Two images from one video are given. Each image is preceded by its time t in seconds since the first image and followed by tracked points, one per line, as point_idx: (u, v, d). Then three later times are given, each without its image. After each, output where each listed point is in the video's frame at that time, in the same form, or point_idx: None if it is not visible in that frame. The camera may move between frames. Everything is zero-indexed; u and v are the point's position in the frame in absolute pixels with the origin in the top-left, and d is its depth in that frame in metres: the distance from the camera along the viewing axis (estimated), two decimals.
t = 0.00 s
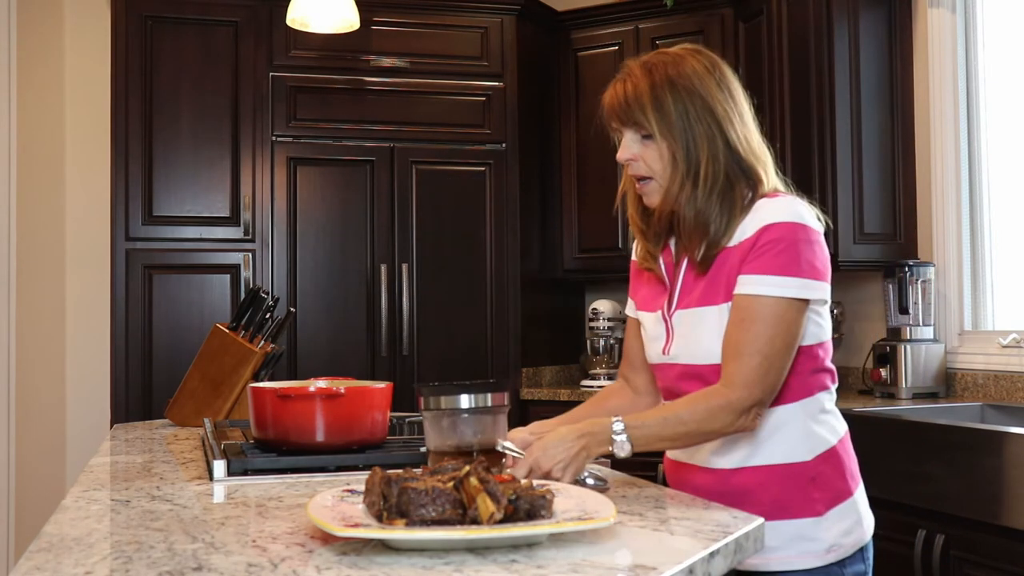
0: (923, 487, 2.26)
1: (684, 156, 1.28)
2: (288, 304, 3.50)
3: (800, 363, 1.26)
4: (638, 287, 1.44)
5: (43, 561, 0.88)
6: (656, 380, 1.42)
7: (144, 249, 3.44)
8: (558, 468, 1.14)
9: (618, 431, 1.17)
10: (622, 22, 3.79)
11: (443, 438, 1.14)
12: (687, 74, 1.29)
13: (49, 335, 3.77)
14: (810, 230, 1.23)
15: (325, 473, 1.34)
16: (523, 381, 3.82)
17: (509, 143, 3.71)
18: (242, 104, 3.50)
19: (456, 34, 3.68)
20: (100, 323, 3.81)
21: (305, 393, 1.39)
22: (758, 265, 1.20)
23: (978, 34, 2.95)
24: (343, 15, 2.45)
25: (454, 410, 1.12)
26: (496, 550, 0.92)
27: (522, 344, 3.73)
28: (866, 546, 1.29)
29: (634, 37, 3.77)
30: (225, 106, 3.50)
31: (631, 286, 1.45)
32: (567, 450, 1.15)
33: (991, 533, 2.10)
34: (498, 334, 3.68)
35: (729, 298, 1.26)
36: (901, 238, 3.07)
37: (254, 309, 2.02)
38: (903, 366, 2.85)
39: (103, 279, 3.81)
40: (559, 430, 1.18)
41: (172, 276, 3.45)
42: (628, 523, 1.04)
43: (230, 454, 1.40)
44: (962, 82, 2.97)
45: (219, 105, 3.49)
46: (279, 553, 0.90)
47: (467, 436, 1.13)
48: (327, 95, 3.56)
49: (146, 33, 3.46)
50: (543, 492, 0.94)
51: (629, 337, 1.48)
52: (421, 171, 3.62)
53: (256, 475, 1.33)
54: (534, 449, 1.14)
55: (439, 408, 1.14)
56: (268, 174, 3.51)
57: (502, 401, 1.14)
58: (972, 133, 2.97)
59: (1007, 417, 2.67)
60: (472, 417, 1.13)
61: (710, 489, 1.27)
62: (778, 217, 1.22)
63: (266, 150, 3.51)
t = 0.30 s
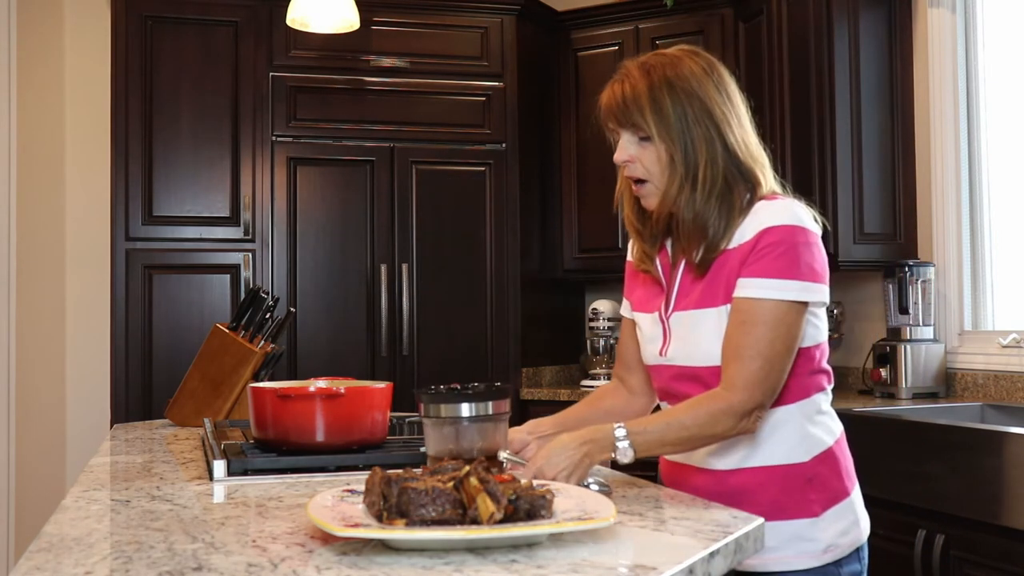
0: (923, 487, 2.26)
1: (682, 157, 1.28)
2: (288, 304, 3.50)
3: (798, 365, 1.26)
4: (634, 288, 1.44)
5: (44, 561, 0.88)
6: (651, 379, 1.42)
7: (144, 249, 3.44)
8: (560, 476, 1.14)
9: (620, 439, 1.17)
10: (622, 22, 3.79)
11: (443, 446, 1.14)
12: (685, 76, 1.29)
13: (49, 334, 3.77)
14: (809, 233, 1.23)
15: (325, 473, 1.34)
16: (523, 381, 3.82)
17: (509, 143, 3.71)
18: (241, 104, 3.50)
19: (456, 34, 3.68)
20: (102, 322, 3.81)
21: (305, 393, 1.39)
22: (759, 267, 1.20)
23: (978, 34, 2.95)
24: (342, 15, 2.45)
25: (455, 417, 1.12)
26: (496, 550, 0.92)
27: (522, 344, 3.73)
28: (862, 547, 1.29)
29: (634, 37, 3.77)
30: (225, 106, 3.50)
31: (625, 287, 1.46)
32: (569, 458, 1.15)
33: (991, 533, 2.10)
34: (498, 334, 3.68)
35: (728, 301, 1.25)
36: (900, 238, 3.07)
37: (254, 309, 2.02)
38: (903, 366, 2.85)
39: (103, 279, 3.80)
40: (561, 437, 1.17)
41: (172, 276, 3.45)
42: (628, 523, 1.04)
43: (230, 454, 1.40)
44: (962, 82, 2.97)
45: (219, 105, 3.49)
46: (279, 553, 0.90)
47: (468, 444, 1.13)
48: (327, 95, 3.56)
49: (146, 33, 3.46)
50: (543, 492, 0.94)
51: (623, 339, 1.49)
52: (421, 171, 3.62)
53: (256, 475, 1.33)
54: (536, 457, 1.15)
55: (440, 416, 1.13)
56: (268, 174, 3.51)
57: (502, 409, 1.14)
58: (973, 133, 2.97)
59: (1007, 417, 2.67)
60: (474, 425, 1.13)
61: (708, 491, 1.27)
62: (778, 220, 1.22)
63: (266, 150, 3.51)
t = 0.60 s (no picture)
0: (923, 487, 2.26)
1: (683, 159, 1.28)
2: (288, 304, 3.50)
3: (797, 366, 1.26)
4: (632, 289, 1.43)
5: (43, 561, 0.88)
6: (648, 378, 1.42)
7: (144, 249, 3.44)
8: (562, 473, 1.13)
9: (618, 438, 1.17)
10: (622, 22, 3.79)
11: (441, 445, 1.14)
12: (684, 77, 1.29)
13: (49, 334, 3.77)
14: (808, 234, 1.23)
15: (325, 473, 1.34)
16: (523, 382, 3.82)
17: (509, 143, 3.71)
18: (241, 104, 3.50)
19: (456, 34, 3.68)
20: (102, 321, 3.81)
21: (305, 393, 1.39)
22: (759, 269, 1.20)
23: (978, 34, 2.95)
24: (342, 15, 2.45)
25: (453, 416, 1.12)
26: (496, 550, 0.92)
27: (522, 344, 3.73)
28: (860, 547, 1.29)
29: (634, 37, 3.77)
30: (225, 105, 3.50)
31: (623, 286, 1.46)
32: (569, 456, 1.14)
33: (991, 533, 2.10)
34: (498, 333, 3.68)
35: (727, 302, 1.26)
36: (901, 238, 3.07)
37: (254, 309, 2.02)
38: (903, 366, 2.85)
39: (103, 278, 3.80)
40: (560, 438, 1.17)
41: (172, 276, 3.45)
42: (628, 523, 1.04)
43: (230, 454, 1.40)
44: (962, 82, 2.97)
45: (219, 105, 3.49)
46: (279, 553, 0.90)
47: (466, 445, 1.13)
48: (327, 95, 3.56)
49: (146, 33, 3.46)
50: (543, 492, 0.94)
51: (621, 339, 1.49)
52: (421, 171, 3.62)
53: (255, 475, 1.33)
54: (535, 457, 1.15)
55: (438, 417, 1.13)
56: (268, 173, 3.51)
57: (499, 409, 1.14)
58: (973, 134, 2.97)
59: (1007, 417, 2.67)
60: (472, 426, 1.13)
61: (708, 492, 1.27)
62: (778, 221, 1.22)
63: (266, 150, 3.51)
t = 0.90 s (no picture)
0: (922, 487, 2.26)
1: (686, 160, 1.28)
2: (288, 304, 3.50)
3: (797, 365, 1.26)
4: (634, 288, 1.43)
5: (43, 561, 0.88)
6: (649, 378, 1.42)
7: (144, 249, 3.44)
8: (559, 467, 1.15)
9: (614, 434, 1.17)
10: (622, 21, 3.79)
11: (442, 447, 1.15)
12: (685, 78, 1.29)
13: (49, 334, 3.77)
14: (810, 236, 1.23)
15: (325, 473, 1.34)
16: (523, 381, 3.82)
17: (509, 143, 3.71)
18: (241, 104, 3.50)
19: (456, 34, 3.68)
20: (102, 321, 3.81)
21: (305, 393, 1.39)
22: (759, 270, 1.20)
23: (978, 34, 2.95)
24: (342, 15, 2.45)
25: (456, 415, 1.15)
26: (496, 550, 0.92)
27: (522, 344, 3.73)
28: (860, 548, 1.29)
29: (634, 37, 3.77)
30: (225, 105, 3.50)
31: (625, 286, 1.46)
32: (566, 449, 1.16)
33: (991, 533, 2.10)
34: (498, 333, 3.68)
35: (727, 302, 1.25)
36: (901, 238, 3.07)
37: (254, 309, 2.02)
38: (903, 366, 2.85)
39: (103, 278, 3.80)
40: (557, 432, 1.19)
41: (172, 276, 3.45)
42: (628, 523, 1.04)
43: (230, 454, 1.40)
44: (962, 82, 2.97)
45: (219, 105, 3.49)
46: (280, 553, 0.90)
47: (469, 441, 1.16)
48: (327, 95, 3.56)
49: (146, 33, 3.46)
50: (543, 492, 0.94)
51: (623, 338, 1.49)
52: (421, 171, 3.62)
53: (255, 475, 1.33)
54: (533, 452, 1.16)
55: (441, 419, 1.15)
56: (268, 173, 3.51)
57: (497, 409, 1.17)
58: (972, 134, 2.96)
59: (1007, 417, 2.67)
60: (472, 426, 1.13)
61: (707, 492, 1.27)
62: (778, 222, 1.22)
63: (266, 150, 3.51)
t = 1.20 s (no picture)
0: (922, 487, 2.26)
1: (688, 160, 1.28)
2: (288, 304, 3.50)
3: (798, 365, 1.26)
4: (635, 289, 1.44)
5: (44, 561, 0.88)
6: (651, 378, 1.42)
7: (144, 249, 3.44)
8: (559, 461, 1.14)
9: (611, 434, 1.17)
10: (622, 21, 3.79)
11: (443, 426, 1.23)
12: (687, 79, 1.29)
13: (49, 334, 3.77)
14: (812, 236, 1.23)
15: (325, 473, 1.34)
16: (522, 381, 3.82)
17: (509, 143, 3.71)
18: (241, 104, 3.51)
19: (456, 34, 3.67)
20: (102, 321, 3.81)
21: (305, 392, 1.39)
22: (761, 269, 1.20)
23: (978, 34, 2.95)
24: (342, 15, 2.45)
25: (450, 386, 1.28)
26: (496, 550, 0.92)
27: (522, 344, 3.73)
28: (861, 548, 1.29)
29: (634, 37, 3.77)
30: (225, 105, 3.50)
31: (627, 287, 1.46)
32: (568, 445, 1.15)
33: (991, 533, 2.10)
34: (498, 333, 3.68)
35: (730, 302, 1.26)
36: (901, 238, 3.07)
37: (254, 309, 2.03)
38: (903, 366, 2.85)
39: (104, 278, 3.81)
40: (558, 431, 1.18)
41: (172, 276, 3.45)
42: (628, 523, 1.04)
43: (230, 454, 1.40)
44: (962, 82, 2.97)
45: (219, 105, 3.49)
46: (280, 553, 0.90)
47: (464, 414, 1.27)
48: (327, 95, 3.56)
49: (145, 33, 3.46)
50: (543, 492, 0.94)
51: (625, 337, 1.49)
52: (421, 171, 3.62)
53: (255, 475, 1.33)
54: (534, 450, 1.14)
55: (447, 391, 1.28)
56: (268, 173, 3.51)
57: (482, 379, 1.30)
58: (973, 134, 2.96)
59: (1007, 417, 2.67)
60: (472, 427, 1.13)
61: (708, 492, 1.27)
62: (781, 222, 1.22)
63: (266, 150, 3.51)
